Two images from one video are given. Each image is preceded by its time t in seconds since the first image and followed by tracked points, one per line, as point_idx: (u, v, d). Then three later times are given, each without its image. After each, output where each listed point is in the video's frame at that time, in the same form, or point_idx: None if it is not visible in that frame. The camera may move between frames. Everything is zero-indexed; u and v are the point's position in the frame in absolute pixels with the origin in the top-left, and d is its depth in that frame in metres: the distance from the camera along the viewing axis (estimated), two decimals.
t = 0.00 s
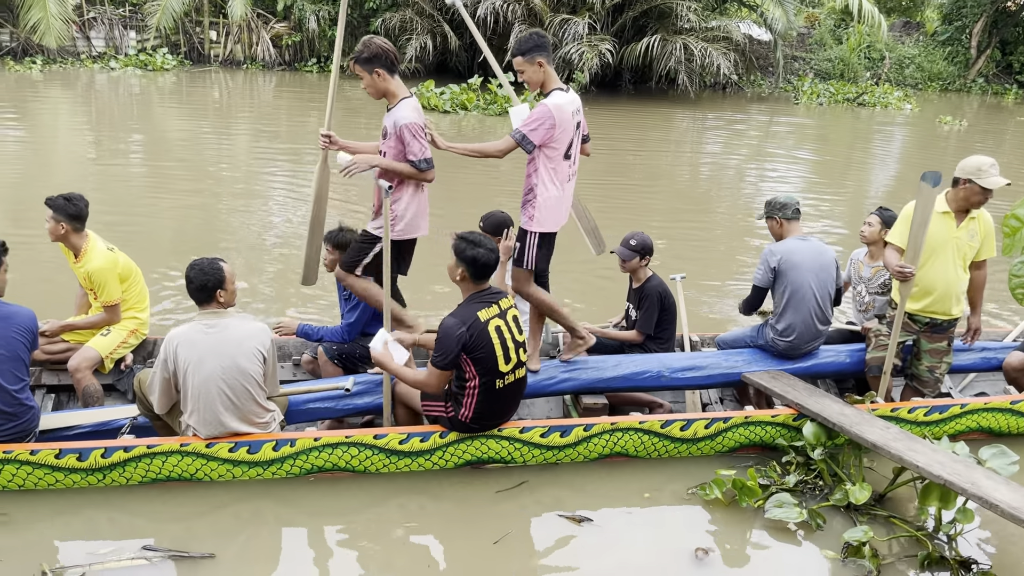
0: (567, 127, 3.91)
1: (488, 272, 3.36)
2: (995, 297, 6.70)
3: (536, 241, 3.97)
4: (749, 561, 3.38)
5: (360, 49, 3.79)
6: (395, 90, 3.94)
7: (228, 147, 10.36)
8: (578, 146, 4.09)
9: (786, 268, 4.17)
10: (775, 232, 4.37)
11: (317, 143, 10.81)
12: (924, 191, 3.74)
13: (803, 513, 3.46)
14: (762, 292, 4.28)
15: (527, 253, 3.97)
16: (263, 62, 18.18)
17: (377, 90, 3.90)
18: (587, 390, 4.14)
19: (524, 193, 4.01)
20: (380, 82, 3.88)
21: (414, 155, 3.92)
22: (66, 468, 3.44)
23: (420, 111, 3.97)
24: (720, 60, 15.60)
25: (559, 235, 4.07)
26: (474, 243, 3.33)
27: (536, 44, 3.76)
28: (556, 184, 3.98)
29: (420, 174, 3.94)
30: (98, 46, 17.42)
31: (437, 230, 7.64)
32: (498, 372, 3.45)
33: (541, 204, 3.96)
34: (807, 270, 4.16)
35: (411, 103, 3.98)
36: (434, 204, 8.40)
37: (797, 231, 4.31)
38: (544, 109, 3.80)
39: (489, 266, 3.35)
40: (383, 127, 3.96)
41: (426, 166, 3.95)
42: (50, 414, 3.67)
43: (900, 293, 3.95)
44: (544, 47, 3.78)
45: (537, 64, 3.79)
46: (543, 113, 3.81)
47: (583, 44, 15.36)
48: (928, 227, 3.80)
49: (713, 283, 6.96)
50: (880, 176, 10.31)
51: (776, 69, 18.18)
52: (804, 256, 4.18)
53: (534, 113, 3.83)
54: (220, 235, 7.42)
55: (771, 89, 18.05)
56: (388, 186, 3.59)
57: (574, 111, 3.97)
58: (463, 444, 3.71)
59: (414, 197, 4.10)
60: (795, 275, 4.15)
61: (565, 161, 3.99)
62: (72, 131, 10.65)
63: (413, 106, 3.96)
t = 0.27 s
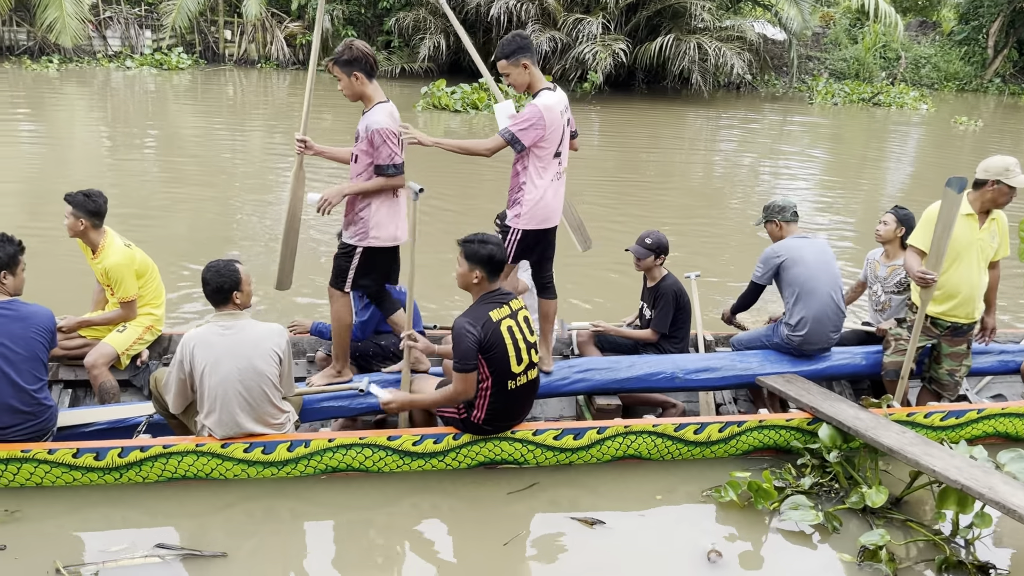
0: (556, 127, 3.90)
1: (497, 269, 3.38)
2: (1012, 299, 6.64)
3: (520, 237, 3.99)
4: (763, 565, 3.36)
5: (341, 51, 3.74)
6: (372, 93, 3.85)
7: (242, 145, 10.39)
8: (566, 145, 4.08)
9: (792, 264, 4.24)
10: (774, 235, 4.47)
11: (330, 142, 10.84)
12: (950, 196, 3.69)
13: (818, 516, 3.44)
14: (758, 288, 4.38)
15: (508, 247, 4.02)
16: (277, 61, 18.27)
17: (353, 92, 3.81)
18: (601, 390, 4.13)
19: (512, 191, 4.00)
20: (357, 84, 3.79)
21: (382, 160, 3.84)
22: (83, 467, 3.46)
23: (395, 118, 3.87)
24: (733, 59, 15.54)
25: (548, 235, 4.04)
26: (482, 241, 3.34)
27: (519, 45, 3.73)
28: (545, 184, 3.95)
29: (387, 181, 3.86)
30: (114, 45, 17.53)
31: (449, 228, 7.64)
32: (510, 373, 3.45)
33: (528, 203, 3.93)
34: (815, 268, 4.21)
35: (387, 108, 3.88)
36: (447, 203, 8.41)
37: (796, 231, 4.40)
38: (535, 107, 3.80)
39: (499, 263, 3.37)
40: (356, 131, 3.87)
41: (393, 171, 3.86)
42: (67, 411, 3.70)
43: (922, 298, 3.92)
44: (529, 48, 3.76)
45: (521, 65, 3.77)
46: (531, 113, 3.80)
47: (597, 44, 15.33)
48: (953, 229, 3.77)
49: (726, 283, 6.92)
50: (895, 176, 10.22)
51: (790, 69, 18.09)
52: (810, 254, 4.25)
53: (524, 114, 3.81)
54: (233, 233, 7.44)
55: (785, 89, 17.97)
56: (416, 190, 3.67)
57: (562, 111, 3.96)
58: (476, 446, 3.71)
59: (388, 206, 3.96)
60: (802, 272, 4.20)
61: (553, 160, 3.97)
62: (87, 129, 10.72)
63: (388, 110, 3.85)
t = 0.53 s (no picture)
0: (533, 133, 3.93)
1: (507, 275, 3.39)
2: None
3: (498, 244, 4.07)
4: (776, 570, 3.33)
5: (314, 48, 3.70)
6: (346, 91, 3.82)
7: (256, 144, 10.42)
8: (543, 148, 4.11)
9: (797, 263, 4.31)
10: (779, 240, 4.54)
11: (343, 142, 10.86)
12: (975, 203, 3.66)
13: (834, 521, 3.41)
14: (766, 290, 4.45)
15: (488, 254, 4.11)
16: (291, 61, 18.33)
17: (326, 90, 3.77)
18: (615, 392, 4.10)
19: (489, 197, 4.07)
20: (330, 81, 3.76)
21: (352, 156, 3.77)
22: (99, 468, 3.47)
23: (369, 115, 3.82)
24: (748, 60, 15.47)
25: (523, 241, 4.14)
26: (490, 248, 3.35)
27: (498, 51, 3.72)
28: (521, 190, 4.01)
29: (355, 179, 3.77)
30: (130, 45, 17.63)
31: (462, 229, 7.63)
32: (521, 378, 3.43)
33: (502, 211, 4.01)
34: (822, 265, 4.25)
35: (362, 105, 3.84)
36: (460, 203, 8.40)
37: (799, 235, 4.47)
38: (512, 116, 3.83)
39: (508, 270, 3.38)
40: (331, 128, 3.83)
41: (365, 169, 3.78)
42: (83, 409, 3.71)
43: (943, 305, 3.89)
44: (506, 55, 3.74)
45: (499, 72, 3.77)
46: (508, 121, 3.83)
47: (611, 44, 15.29)
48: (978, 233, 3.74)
49: (740, 284, 6.88)
50: (911, 177, 10.13)
51: (805, 69, 17.98)
52: (817, 253, 4.30)
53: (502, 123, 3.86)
54: (247, 232, 7.46)
55: (800, 90, 17.85)
56: (436, 194, 3.63)
57: (540, 115, 3.99)
58: (489, 450, 3.69)
59: (361, 205, 3.89)
60: (808, 269, 4.25)
61: (531, 167, 4.03)
62: (103, 128, 10.78)
63: (362, 106, 3.83)
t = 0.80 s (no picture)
0: (515, 128, 4.04)
1: (512, 280, 3.39)
2: None
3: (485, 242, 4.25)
4: None
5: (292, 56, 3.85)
6: (322, 98, 3.97)
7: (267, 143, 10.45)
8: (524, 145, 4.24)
9: (805, 268, 4.33)
10: (788, 247, 4.56)
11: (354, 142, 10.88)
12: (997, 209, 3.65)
13: (847, 524, 3.39)
14: (776, 297, 4.47)
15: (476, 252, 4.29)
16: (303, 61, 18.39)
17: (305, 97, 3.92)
18: (626, 395, 4.08)
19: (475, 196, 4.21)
20: (308, 88, 3.91)
21: (333, 163, 3.89)
22: (112, 471, 3.48)
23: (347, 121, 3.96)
24: (760, 61, 15.42)
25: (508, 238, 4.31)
26: (493, 255, 3.35)
27: (476, 48, 3.83)
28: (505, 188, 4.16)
29: (335, 185, 3.89)
30: (143, 45, 17.73)
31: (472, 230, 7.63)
32: (528, 384, 3.42)
33: (490, 210, 4.17)
34: (830, 269, 4.27)
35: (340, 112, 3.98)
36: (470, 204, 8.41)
37: (807, 241, 4.50)
38: (496, 111, 3.92)
39: (513, 275, 3.38)
40: (310, 135, 3.95)
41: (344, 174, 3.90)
42: (96, 407, 3.73)
43: (960, 311, 3.87)
44: (485, 51, 3.86)
45: (479, 68, 3.89)
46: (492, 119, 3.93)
47: (622, 44, 15.26)
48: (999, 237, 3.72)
49: (751, 286, 6.86)
50: (923, 179, 10.07)
51: (817, 70, 17.89)
52: (825, 258, 4.33)
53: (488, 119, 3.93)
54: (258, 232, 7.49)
55: (812, 90, 17.77)
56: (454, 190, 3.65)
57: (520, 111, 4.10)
58: (500, 455, 3.68)
59: (342, 210, 4.02)
60: (816, 273, 4.27)
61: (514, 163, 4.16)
62: (116, 128, 10.84)
63: (340, 113, 3.94)
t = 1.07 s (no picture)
0: (490, 126, 4.12)
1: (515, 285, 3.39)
2: None
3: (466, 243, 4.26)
4: None
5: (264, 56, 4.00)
6: (296, 97, 4.14)
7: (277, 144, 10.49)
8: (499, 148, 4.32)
9: (811, 269, 4.32)
10: (792, 250, 4.55)
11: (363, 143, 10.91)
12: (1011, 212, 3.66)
13: (857, 528, 3.37)
14: (785, 300, 4.45)
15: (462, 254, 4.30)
16: (312, 61, 18.43)
17: (276, 97, 4.09)
18: (634, 397, 4.07)
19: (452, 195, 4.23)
20: (280, 89, 4.07)
21: (292, 158, 4.00)
22: (122, 472, 3.50)
23: (314, 120, 4.09)
24: (769, 61, 15.38)
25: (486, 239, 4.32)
26: (488, 262, 3.35)
27: (451, 47, 3.95)
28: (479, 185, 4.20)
29: (290, 179, 3.98)
30: (153, 46, 17.80)
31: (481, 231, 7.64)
32: (532, 388, 3.41)
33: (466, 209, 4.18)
34: (837, 270, 4.26)
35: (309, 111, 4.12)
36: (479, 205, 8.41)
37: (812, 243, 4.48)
38: (472, 104, 4.01)
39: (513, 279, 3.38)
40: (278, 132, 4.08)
41: (302, 172, 4.01)
42: (106, 407, 3.75)
43: (974, 315, 3.85)
44: (461, 51, 4.00)
45: (455, 67, 4.00)
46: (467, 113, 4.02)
47: (631, 45, 15.24)
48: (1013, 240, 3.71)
49: (760, 286, 6.84)
50: (934, 180, 10.02)
51: (827, 71, 17.83)
52: (832, 259, 4.32)
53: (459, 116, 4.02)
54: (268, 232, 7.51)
55: (822, 91, 17.71)
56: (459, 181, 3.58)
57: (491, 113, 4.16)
58: (508, 458, 3.68)
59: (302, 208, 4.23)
60: (823, 275, 4.26)
61: (488, 162, 4.21)
62: (127, 128, 10.89)
63: (310, 113, 4.09)
